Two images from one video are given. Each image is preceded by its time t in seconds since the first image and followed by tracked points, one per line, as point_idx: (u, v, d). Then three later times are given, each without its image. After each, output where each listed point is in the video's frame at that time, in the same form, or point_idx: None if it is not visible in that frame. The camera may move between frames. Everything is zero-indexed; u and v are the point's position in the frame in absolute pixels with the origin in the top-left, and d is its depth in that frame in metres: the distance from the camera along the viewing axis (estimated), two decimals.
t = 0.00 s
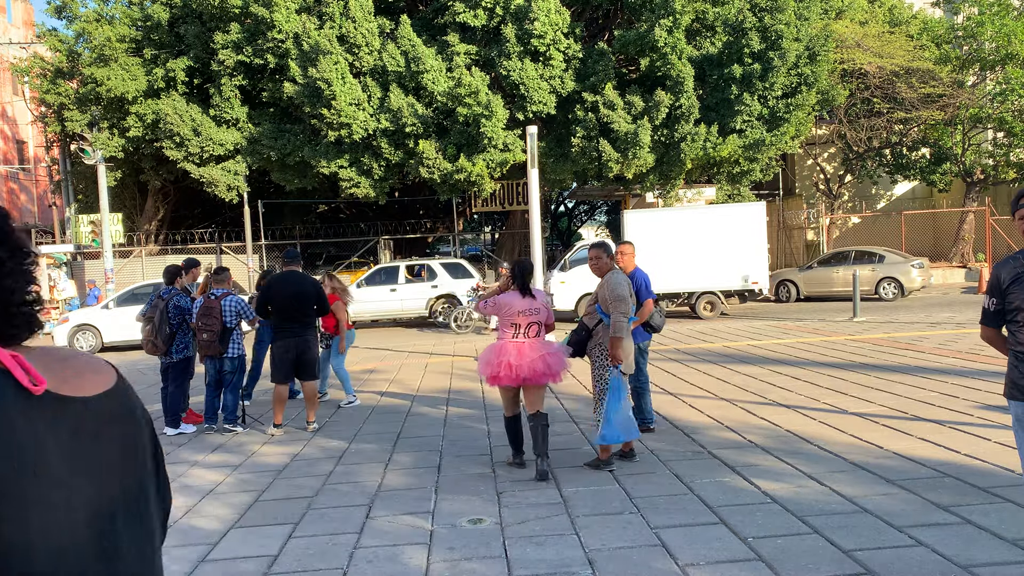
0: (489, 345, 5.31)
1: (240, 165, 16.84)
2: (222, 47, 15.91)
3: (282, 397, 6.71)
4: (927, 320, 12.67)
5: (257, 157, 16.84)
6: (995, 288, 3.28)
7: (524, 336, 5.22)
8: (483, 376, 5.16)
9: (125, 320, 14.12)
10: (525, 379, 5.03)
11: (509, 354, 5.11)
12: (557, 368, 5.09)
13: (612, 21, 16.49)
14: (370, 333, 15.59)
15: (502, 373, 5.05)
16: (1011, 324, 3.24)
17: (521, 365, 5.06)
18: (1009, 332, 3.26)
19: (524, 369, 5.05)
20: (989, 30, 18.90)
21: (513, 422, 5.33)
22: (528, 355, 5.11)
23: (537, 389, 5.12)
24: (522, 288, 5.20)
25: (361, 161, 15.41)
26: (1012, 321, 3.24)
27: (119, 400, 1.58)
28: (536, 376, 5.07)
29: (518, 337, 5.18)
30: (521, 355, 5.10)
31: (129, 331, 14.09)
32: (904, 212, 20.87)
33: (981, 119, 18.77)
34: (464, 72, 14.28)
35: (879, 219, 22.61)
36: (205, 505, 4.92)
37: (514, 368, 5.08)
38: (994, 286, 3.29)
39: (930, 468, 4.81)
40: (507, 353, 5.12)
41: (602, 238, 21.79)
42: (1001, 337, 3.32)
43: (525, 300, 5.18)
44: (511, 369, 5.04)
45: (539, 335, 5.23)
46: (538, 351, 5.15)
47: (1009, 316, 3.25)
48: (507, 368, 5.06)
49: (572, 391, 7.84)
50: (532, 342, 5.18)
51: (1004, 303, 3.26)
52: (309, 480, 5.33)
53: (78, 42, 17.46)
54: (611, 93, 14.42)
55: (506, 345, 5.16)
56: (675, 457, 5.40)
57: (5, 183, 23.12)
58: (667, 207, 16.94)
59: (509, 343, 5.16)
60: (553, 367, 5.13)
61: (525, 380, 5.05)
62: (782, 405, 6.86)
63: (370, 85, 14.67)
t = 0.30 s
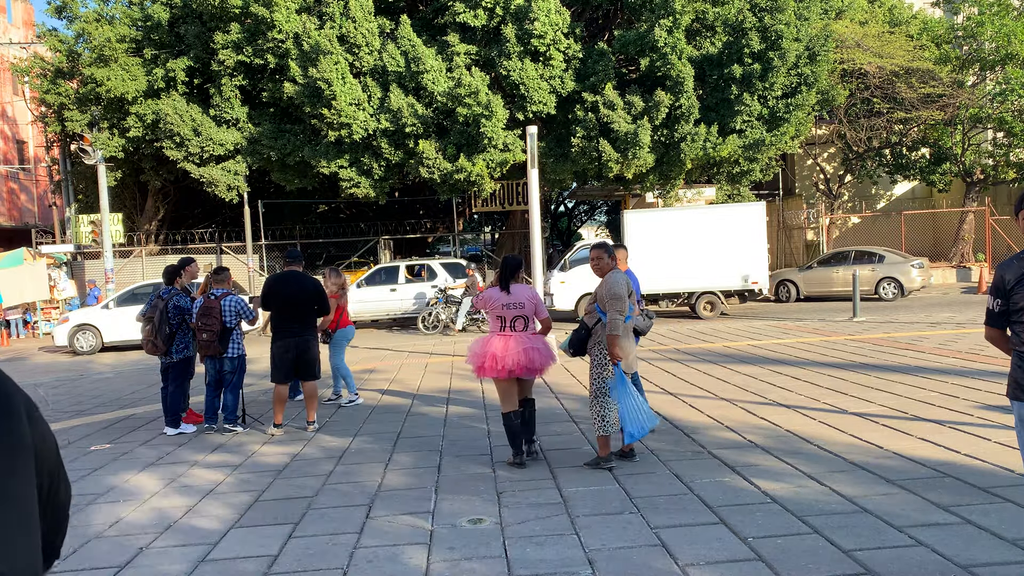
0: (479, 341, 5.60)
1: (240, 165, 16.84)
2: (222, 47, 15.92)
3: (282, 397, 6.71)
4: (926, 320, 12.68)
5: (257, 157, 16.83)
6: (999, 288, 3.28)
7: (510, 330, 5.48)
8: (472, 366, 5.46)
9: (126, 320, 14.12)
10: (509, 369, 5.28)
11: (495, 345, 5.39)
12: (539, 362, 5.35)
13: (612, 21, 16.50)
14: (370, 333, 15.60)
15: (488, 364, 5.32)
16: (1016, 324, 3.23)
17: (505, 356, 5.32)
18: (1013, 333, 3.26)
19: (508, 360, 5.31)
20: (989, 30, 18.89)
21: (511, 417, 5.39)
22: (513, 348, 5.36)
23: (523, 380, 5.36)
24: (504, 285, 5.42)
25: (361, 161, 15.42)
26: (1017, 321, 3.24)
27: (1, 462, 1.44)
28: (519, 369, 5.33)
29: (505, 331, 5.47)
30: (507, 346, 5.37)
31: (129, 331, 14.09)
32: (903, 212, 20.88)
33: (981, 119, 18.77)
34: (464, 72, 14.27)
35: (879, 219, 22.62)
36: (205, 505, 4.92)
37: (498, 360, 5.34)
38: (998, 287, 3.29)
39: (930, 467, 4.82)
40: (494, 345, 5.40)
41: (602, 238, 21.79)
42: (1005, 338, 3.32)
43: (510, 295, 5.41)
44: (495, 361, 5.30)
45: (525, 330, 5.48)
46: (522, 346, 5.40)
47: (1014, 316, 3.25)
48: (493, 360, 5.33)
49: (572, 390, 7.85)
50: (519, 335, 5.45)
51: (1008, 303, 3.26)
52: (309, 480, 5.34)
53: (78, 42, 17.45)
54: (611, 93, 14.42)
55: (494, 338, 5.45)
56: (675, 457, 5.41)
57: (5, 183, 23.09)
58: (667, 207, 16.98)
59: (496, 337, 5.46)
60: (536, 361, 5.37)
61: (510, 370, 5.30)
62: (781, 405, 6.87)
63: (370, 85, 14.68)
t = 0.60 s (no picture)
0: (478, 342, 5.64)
1: (240, 165, 16.84)
2: (222, 47, 15.91)
3: (282, 397, 6.71)
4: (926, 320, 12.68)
5: (257, 157, 16.81)
6: (1001, 289, 3.27)
7: (509, 329, 5.53)
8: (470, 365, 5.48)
9: (125, 320, 14.12)
10: (509, 365, 5.32)
11: (495, 344, 5.43)
12: (538, 360, 5.41)
13: (612, 22, 16.51)
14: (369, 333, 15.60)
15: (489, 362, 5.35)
16: (1017, 326, 3.23)
17: (505, 354, 5.36)
18: (1015, 334, 3.24)
19: (508, 358, 5.35)
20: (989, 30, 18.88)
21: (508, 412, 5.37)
22: (512, 346, 5.41)
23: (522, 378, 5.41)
24: (506, 286, 5.48)
25: (361, 161, 15.43)
26: (1019, 322, 3.23)
27: None
28: (518, 367, 5.37)
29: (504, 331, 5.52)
30: (507, 345, 5.41)
31: (129, 331, 14.08)
32: (903, 212, 20.88)
33: (981, 119, 18.75)
34: (464, 72, 14.26)
35: (879, 219, 22.63)
36: (205, 505, 4.92)
37: (498, 358, 5.37)
38: (1000, 288, 3.28)
39: (930, 467, 4.82)
40: (494, 344, 5.44)
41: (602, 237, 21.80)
42: (1004, 339, 3.32)
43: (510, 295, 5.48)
44: (495, 359, 5.32)
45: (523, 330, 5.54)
46: (521, 345, 5.45)
47: (1014, 318, 3.24)
48: (492, 358, 5.35)
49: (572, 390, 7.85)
50: (517, 335, 5.50)
51: (1010, 305, 3.25)
52: (309, 480, 5.34)
53: (78, 42, 17.43)
54: (611, 93, 14.42)
55: (493, 337, 5.48)
56: (675, 457, 5.40)
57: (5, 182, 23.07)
58: (667, 207, 17.01)
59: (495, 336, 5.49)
60: (535, 359, 5.44)
61: (510, 368, 5.33)
62: (781, 405, 6.87)
63: (370, 85, 14.68)
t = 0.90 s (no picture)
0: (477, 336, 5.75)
1: (240, 165, 16.83)
2: (222, 47, 15.91)
3: (282, 397, 6.70)
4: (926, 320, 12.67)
5: (257, 157, 16.80)
6: (1001, 290, 3.26)
7: (511, 326, 5.68)
8: (473, 362, 5.61)
9: (125, 320, 14.11)
10: (517, 363, 5.55)
11: (500, 341, 5.58)
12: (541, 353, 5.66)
13: (612, 22, 16.52)
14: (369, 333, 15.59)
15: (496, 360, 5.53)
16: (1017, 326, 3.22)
17: (512, 352, 5.56)
18: (1015, 334, 3.24)
19: (515, 356, 5.55)
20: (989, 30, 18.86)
21: (495, 397, 5.75)
22: (517, 343, 5.59)
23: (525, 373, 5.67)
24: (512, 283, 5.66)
25: (361, 161, 15.43)
26: (1019, 321, 3.23)
27: None
28: (524, 362, 5.59)
29: (507, 326, 5.66)
30: (511, 341, 5.59)
31: (129, 331, 14.07)
32: (903, 212, 20.88)
33: (981, 119, 18.73)
34: (464, 72, 14.24)
35: (879, 219, 22.63)
36: (205, 505, 4.92)
37: (505, 357, 5.55)
38: (1000, 289, 3.27)
39: (930, 467, 4.82)
40: (498, 341, 5.59)
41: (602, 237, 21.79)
42: (1002, 338, 3.32)
43: (515, 293, 5.66)
44: (505, 358, 5.52)
45: (523, 326, 5.74)
46: (524, 340, 5.64)
47: (1015, 318, 3.24)
48: (500, 358, 5.53)
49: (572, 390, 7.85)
50: (520, 330, 5.68)
51: (1011, 304, 3.24)
52: (309, 480, 5.34)
53: (77, 42, 17.41)
54: (611, 93, 14.42)
55: (496, 334, 5.62)
56: (675, 456, 5.40)
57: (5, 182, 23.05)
58: (667, 207, 17.02)
59: (499, 333, 5.62)
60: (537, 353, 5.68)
61: (517, 365, 5.56)
62: (780, 405, 6.86)
63: (370, 85, 14.67)
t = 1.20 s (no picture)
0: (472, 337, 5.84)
1: (240, 165, 16.84)
2: (222, 47, 15.91)
3: (282, 397, 6.71)
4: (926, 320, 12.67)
5: (257, 157, 16.80)
6: (1000, 289, 3.26)
7: (503, 326, 5.71)
8: (465, 361, 5.65)
9: (126, 320, 14.12)
10: (508, 361, 5.56)
11: (492, 339, 5.63)
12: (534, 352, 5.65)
13: (612, 21, 16.53)
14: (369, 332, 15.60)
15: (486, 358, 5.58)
16: (1016, 326, 3.23)
17: (502, 350, 5.59)
18: (1014, 333, 3.24)
19: (507, 354, 5.58)
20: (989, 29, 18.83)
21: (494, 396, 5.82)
22: (508, 342, 5.62)
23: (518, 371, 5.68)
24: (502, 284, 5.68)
25: (360, 161, 15.43)
26: (1018, 321, 3.23)
27: None
28: (516, 360, 5.60)
29: (499, 326, 5.70)
30: (503, 340, 5.62)
31: (129, 331, 14.07)
32: (903, 212, 20.88)
33: (980, 119, 18.72)
34: (464, 72, 14.22)
35: (879, 219, 22.64)
36: (204, 505, 4.92)
37: (496, 355, 5.58)
38: (999, 289, 3.27)
39: (930, 467, 4.82)
40: (489, 340, 5.63)
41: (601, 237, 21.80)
42: (1000, 338, 3.33)
43: (508, 295, 5.68)
44: (495, 356, 5.55)
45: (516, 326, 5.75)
46: (516, 339, 5.65)
47: (1013, 317, 3.24)
48: (491, 355, 5.57)
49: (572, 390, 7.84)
50: (512, 330, 5.70)
51: (1009, 305, 3.25)
52: (308, 480, 5.35)
53: (77, 41, 17.41)
54: (610, 93, 14.42)
55: (488, 334, 5.67)
56: (675, 456, 5.40)
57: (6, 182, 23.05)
58: (667, 206, 17.02)
59: (490, 332, 5.67)
60: (530, 352, 5.68)
61: (508, 364, 5.58)
62: (780, 404, 6.86)
63: (370, 85, 14.67)
